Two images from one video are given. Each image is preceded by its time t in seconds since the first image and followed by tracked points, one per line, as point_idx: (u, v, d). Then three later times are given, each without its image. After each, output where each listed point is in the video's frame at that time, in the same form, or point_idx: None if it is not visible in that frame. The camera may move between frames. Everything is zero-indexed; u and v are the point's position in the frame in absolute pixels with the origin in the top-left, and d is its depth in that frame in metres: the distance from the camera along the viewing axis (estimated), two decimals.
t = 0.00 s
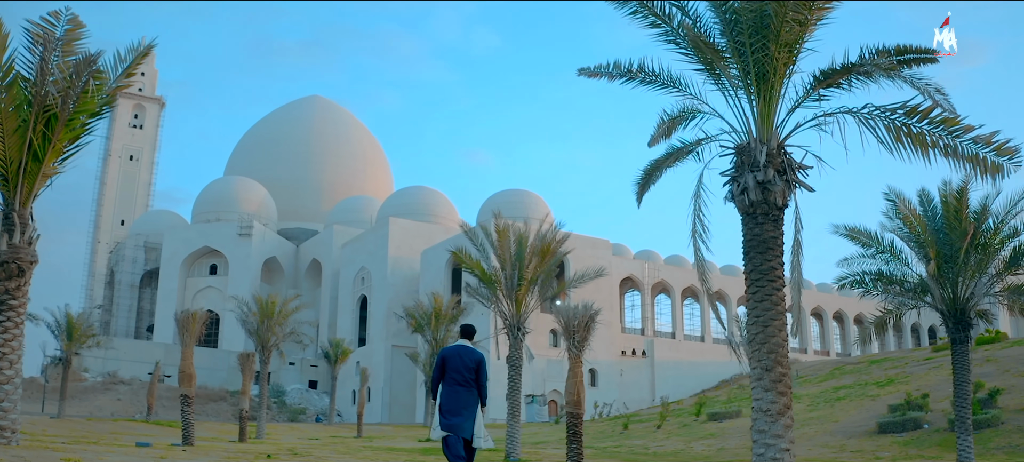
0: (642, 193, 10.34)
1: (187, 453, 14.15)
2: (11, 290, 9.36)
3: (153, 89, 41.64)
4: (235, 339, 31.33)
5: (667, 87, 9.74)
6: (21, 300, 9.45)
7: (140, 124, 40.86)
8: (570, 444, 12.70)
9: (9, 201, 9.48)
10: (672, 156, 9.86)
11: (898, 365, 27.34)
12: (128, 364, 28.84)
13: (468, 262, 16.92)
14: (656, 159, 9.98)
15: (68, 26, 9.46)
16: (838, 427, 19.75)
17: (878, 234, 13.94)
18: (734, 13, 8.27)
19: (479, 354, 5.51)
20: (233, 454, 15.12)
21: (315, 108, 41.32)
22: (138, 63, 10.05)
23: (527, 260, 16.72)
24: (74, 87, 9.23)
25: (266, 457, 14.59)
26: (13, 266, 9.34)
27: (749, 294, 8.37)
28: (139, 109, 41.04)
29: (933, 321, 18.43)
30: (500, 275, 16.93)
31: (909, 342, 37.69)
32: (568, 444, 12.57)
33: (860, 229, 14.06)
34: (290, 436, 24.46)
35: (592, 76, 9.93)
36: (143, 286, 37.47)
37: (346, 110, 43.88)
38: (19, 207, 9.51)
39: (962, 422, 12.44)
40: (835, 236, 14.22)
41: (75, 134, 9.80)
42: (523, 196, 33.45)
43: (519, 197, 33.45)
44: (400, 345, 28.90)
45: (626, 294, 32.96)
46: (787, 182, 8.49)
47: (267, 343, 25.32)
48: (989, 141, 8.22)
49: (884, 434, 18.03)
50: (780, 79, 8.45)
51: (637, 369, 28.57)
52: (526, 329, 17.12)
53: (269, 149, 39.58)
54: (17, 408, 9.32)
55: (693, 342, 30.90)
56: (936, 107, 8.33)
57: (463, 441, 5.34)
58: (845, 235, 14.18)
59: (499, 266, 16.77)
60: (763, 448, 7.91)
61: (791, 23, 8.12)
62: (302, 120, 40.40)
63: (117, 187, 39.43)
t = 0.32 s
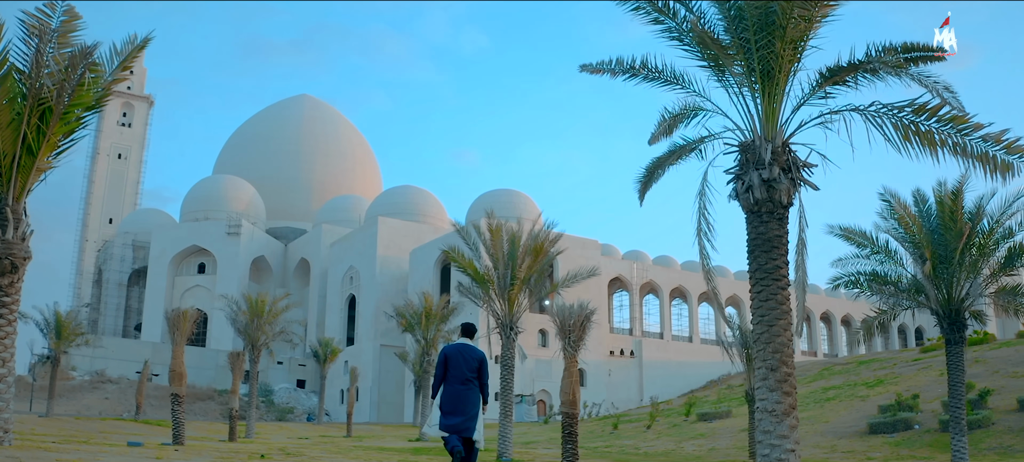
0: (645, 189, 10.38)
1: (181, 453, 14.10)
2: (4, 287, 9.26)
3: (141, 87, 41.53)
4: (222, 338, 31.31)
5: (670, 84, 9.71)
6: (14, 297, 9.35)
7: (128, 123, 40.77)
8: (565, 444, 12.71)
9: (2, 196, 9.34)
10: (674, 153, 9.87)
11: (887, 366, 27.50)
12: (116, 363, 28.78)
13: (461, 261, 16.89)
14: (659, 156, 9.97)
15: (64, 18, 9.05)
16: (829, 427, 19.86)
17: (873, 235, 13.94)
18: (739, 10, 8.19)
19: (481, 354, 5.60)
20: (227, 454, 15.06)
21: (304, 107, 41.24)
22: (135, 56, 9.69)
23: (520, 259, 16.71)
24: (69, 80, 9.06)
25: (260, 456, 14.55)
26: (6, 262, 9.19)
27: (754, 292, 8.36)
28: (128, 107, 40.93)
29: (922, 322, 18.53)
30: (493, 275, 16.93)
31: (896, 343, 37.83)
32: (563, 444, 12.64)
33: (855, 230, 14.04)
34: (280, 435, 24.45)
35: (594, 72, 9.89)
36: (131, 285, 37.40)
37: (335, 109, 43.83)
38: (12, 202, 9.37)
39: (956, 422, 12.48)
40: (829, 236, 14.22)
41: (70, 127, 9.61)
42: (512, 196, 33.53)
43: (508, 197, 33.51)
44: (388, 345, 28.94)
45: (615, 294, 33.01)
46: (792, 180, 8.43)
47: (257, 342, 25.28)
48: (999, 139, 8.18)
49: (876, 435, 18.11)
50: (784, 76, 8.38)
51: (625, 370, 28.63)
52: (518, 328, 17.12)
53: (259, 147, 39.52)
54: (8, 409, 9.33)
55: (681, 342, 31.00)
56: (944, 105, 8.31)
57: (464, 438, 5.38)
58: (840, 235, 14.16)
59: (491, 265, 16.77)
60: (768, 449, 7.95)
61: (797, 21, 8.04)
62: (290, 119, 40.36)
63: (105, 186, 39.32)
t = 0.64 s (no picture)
0: (647, 188, 10.28)
1: (174, 453, 14.05)
2: None
3: (130, 85, 41.44)
4: (210, 336, 31.33)
5: (674, 81, 9.64)
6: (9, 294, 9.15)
7: (117, 121, 40.69)
8: (560, 444, 12.71)
9: None
10: (678, 150, 9.81)
11: (875, 366, 27.63)
12: (104, 362, 28.73)
13: (453, 259, 16.88)
14: (662, 154, 9.90)
15: (59, 9, 8.68)
16: (820, 428, 19.92)
17: (868, 235, 13.88)
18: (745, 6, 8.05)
19: (483, 355, 5.71)
20: (220, 454, 15.03)
21: (292, 106, 41.24)
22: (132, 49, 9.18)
23: (512, 258, 16.72)
24: (64, 73, 8.62)
25: (253, 457, 14.49)
26: None
27: (759, 292, 8.36)
28: (116, 105, 40.83)
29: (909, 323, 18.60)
30: (485, 274, 16.93)
31: (884, 344, 37.95)
32: (558, 444, 12.63)
33: (850, 230, 13.98)
34: (269, 434, 24.44)
35: (596, 69, 9.77)
36: (119, 283, 37.32)
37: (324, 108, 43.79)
38: (5, 197, 9.07)
39: (951, 424, 12.53)
40: (825, 235, 14.12)
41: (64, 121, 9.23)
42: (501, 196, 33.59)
43: (497, 198, 33.52)
44: (377, 345, 28.93)
45: (604, 294, 33.04)
46: (798, 178, 8.42)
47: (247, 341, 25.20)
48: (1008, 137, 8.10)
49: (866, 435, 18.19)
50: (790, 72, 8.30)
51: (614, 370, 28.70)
52: (510, 328, 17.11)
53: (248, 145, 39.50)
54: None
55: (668, 342, 31.07)
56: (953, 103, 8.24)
57: (467, 439, 5.47)
58: (836, 236, 14.05)
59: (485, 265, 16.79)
60: (773, 450, 7.92)
61: (803, 17, 7.95)
62: (280, 118, 40.33)
63: (93, 184, 39.22)
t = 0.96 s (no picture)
0: (650, 185, 10.31)
1: (166, 453, 13.99)
2: None
3: (118, 83, 41.35)
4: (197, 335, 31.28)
5: (676, 76, 9.63)
6: None
7: (105, 119, 40.58)
8: (556, 444, 12.67)
9: None
10: (680, 147, 9.82)
11: (864, 367, 27.77)
12: (92, 360, 28.69)
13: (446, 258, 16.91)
14: (665, 151, 9.92)
15: None
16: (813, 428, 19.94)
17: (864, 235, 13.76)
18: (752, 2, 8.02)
19: (482, 358, 5.94)
20: (215, 454, 14.98)
21: (281, 105, 41.20)
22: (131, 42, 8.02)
23: (506, 257, 16.73)
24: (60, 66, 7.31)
25: (248, 456, 14.43)
26: None
27: (764, 291, 8.33)
28: (105, 103, 40.73)
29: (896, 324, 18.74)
30: (478, 273, 16.94)
31: (871, 345, 38.13)
32: (555, 444, 12.59)
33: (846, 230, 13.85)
34: (258, 433, 24.45)
35: (600, 65, 9.79)
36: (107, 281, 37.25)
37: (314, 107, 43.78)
38: None
39: (945, 424, 12.50)
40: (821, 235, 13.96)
41: (60, 116, 7.94)
42: (489, 196, 33.74)
43: (486, 197, 33.83)
44: (365, 344, 28.94)
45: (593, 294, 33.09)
46: (803, 177, 8.44)
47: (237, 340, 25.16)
48: (1018, 135, 8.06)
49: (857, 435, 18.27)
50: (796, 69, 8.31)
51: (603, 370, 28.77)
52: (503, 327, 17.11)
53: (237, 144, 39.43)
54: None
55: (657, 343, 31.17)
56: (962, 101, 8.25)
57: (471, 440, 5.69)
58: (832, 236, 13.92)
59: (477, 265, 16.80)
60: (779, 450, 7.91)
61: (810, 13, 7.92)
62: (268, 116, 40.28)
63: (81, 182, 39.10)
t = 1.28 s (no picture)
0: (653, 183, 10.21)
1: (160, 453, 13.91)
2: None
3: (107, 81, 41.31)
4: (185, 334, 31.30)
5: (681, 73, 9.56)
6: None
7: (94, 117, 40.50)
8: (551, 444, 12.47)
9: None
10: (684, 145, 9.68)
11: (853, 367, 27.89)
12: (80, 359, 28.64)
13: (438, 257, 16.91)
14: (668, 148, 9.78)
15: None
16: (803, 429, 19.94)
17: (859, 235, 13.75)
18: None
19: (480, 359, 5.81)
20: (208, 454, 14.87)
21: (270, 104, 41.08)
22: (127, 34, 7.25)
23: (499, 256, 16.67)
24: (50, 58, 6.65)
25: (241, 457, 14.30)
26: None
27: (769, 290, 8.22)
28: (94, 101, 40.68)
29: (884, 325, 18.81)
30: (470, 273, 16.94)
31: (858, 347, 38.34)
32: (550, 444, 12.36)
33: (842, 230, 13.87)
34: (247, 433, 24.40)
35: (603, 60, 9.75)
36: (95, 280, 37.13)
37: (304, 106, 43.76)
38: None
39: (941, 424, 12.54)
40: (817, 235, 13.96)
41: (56, 107, 7.49)
42: (478, 196, 33.90)
43: (476, 197, 33.91)
44: (354, 344, 28.95)
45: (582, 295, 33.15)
46: (809, 174, 8.30)
47: (226, 339, 25.12)
48: None
49: (848, 436, 18.31)
50: (801, 66, 8.13)
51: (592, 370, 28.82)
52: (496, 326, 17.05)
53: (226, 143, 39.35)
54: None
55: (646, 343, 31.23)
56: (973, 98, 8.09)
57: (472, 441, 5.65)
58: (828, 236, 13.94)
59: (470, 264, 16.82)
60: (785, 450, 7.81)
61: (817, 9, 7.73)
62: (258, 115, 40.25)
63: (69, 180, 39.00)
